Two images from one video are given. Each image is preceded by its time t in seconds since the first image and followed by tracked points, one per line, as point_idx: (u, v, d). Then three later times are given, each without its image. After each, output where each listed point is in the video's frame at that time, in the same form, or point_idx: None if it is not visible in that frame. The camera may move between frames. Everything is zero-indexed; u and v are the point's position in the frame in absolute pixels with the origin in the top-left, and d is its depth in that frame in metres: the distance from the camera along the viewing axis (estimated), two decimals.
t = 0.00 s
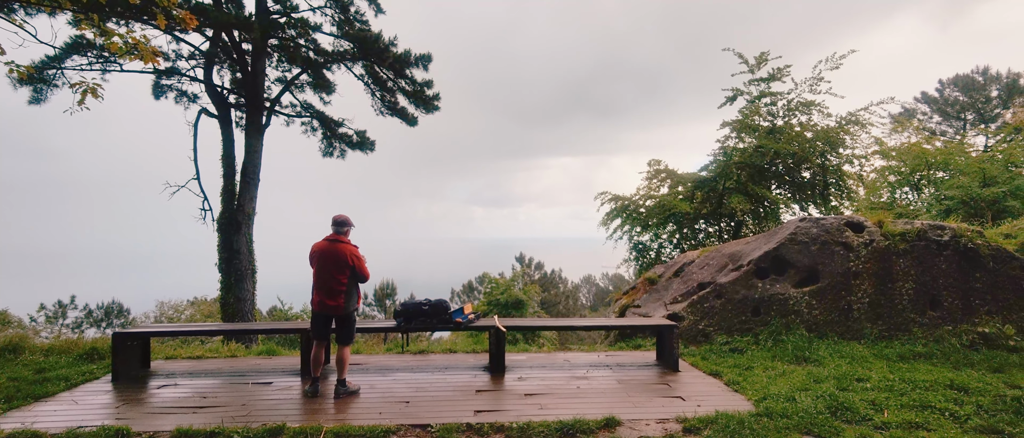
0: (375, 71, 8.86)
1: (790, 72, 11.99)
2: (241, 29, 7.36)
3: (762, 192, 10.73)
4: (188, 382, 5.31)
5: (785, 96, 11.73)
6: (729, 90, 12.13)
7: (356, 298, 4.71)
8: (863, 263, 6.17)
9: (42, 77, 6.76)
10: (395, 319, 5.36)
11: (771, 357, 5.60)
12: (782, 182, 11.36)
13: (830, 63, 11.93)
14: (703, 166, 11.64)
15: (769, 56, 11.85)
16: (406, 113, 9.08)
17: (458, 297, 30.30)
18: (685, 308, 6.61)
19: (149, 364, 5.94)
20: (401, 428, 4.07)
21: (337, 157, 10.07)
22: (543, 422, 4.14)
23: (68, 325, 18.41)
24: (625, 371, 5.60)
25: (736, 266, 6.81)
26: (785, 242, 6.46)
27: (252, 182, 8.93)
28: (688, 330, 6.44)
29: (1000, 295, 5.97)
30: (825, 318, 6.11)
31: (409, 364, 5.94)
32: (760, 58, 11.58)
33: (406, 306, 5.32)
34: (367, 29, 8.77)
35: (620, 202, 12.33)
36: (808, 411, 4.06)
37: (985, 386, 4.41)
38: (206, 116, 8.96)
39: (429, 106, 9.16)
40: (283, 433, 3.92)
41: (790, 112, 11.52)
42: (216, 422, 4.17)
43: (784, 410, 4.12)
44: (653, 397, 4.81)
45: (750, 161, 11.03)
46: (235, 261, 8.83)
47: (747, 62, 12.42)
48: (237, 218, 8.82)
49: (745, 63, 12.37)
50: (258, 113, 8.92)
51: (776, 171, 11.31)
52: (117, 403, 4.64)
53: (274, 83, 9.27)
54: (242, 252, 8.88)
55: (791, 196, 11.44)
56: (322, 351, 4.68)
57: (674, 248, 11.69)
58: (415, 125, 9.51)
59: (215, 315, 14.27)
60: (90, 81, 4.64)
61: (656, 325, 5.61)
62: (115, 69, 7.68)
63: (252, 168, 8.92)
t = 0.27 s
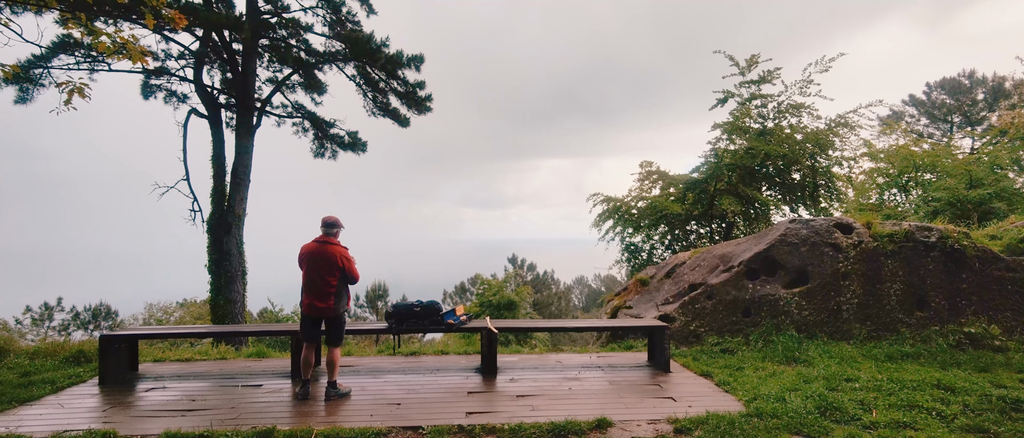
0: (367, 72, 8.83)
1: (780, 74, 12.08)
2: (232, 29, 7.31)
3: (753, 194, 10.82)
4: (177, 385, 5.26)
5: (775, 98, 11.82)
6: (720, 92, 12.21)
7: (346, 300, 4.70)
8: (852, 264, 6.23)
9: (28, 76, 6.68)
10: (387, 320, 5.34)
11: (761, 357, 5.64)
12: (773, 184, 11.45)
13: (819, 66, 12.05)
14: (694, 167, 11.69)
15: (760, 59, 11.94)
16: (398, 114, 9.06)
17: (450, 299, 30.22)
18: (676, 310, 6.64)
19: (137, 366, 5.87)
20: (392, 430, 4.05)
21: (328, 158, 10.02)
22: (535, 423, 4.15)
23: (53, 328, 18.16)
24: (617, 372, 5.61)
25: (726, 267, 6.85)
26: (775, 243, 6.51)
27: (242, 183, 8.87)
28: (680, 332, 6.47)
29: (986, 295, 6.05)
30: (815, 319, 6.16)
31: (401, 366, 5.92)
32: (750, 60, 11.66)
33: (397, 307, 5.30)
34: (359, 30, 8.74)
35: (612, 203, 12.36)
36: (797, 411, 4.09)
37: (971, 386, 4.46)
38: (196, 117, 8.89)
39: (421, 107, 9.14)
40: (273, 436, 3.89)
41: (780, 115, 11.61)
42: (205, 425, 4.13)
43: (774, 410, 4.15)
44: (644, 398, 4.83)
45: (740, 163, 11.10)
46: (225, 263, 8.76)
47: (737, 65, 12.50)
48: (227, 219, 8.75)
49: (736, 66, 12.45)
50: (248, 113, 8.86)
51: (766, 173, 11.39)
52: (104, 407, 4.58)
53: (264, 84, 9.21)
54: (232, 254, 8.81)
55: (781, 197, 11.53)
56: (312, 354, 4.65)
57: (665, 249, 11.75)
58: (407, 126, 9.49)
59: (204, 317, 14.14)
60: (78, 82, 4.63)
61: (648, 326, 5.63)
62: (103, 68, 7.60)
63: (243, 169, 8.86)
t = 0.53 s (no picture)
0: (359, 73, 8.80)
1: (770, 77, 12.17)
2: (222, 30, 7.26)
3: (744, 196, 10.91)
4: (165, 388, 5.21)
5: (766, 100, 11.91)
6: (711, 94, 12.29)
7: (337, 302, 4.68)
8: (841, 265, 6.28)
9: (14, 75, 6.59)
10: (378, 322, 5.32)
11: (751, 358, 5.68)
12: (763, 185, 11.53)
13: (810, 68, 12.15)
14: (686, 169, 11.74)
15: (751, 61, 12.02)
16: (390, 115, 9.03)
17: (443, 300, 30.14)
18: (668, 311, 6.67)
19: (125, 369, 5.80)
20: (383, 432, 4.03)
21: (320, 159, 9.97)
22: (526, 425, 4.14)
23: (40, 331, 17.92)
24: (609, 373, 5.63)
25: (717, 268, 6.89)
26: (765, 245, 6.56)
27: (232, 184, 8.80)
28: (671, 333, 6.50)
29: (973, 296, 6.12)
30: (805, 319, 6.21)
31: (392, 368, 5.90)
32: (741, 63, 11.75)
33: (389, 309, 5.28)
34: (351, 30, 8.71)
35: (605, 205, 12.40)
36: (787, 412, 4.12)
37: (957, 385, 4.52)
38: (186, 117, 8.82)
39: (413, 108, 9.12)
40: None
41: (771, 117, 11.70)
42: (194, 428, 4.09)
43: (764, 411, 4.17)
44: (636, 399, 4.84)
45: (731, 165, 11.17)
46: (215, 264, 8.69)
47: (729, 67, 12.58)
48: (217, 220, 8.68)
49: (727, 68, 12.53)
50: (239, 114, 8.80)
51: (757, 174, 11.47)
52: (91, 410, 4.53)
53: (255, 84, 9.16)
54: (222, 255, 8.74)
55: (772, 199, 11.62)
56: (303, 356, 4.62)
57: (657, 251, 11.80)
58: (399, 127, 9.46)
59: (194, 319, 14.02)
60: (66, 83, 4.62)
61: (639, 328, 5.64)
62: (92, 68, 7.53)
63: (233, 170, 8.80)
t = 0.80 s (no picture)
0: (351, 73, 8.77)
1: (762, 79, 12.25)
2: (213, 30, 7.22)
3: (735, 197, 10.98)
4: (154, 391, 5.15)
5: (757, 103, 11.99)
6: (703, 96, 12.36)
7: (329, 303, 4.65)
8: (831, 266, 6.34)
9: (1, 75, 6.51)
10: (370, 324, 5.30)
11: (742, 359, 5.71)
12: (755, 187, 11.61)
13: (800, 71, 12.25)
14: (678, 171, 11.80)
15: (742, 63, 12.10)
16: (382, 116, 9.01)
17: (435, 302, 30.06)
18: (660, 312, 6.70)
19: (113, 372, 5.74)
20: (375, 435, 4.01)
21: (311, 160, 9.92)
22: (519, 427, 4.14)
23: (26, 334, 17.68)
24: (601, 375, 5.64)
25: (709, 269, 6.93)
26: (756, 246, 6.60)
27: (223, 185, 8.74)
28: (663, 334, 6.53)
29: (960, 297, 6.19)
30: (795, 320, 6.25)
31: (384, 370, 5.88)
32: (733, 65, 11.82)
33: (381, 310, 5.26)
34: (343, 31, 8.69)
35: (597, 206, 12.43)
36: (778, 412, 4.15)
37: (945, 385, 4.57)
38: (176, 118, 8.75)
39: (406, 109, 9.11)
40: None
41: (762, 119, 11.78)
42: (183, 431, 4.06)
43: (755, 411, 4.20)
44: (628, 400, 4.85)
45: (723, 167, 11.23)
46: (205, 266, 8.62)
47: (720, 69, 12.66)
48: (208, 221, 8.61)
49: (719, 70, 12.61)
50: (230, 114, 8.74)
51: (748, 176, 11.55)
52: (78, 414, 4.48)
53: (246, 85, 9.10)
54: (213, 257, 8.67)
55: (763, 200, 11.70)
56: (294, 357, 4.59)
57: (650, 252, 11.84)
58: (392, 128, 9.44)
59: (184, 321, 13.89)
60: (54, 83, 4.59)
61: (631, 329, 5.66)
62: (80, 68, 7.45)
63: (224, 170, 8.73)
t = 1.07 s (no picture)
0: (344, 75, 8.75)
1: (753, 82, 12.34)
2: (204, 30, 7.18)
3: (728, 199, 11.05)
4: (144, 394, 5.10)
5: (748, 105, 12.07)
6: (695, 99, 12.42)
7: (321, 305, 4.63)
8: (822, 268, 6.39)
9: None
10: (363, 325, 5.28)
11: (735, 360, 5.74)
12: (746, 189, 11.68)
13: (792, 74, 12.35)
14: (670, 173, 11.87)
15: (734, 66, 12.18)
16: (376, 118, 8.99)
17: (429, 304, 30.01)
18: (653, 313, 6.72)
19: (102, 375, 5.68)
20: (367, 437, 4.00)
21: (304, 161, 9.87)
22: (512, 428, 4.14)
23: (14, 337, 17.49)
24: (594, 376, 5.65)
25: (701, 271, 6.96)
26: (748, 247, 6.65)
27: (214, 186, 8.68)
28: (656, 335, 6.56)
29: (949, 298, 6.25)
30: (787, 321, 6.29)
31: (377, 372, 5.85)
32: (725, 68, 11.90)
33: (374, 312, 5.25)
34: (336, 32, 8.67)
35: (590, 208, 12.49)
36: (770, 413, 4.17)
37: (934, 385, 4.62)
38: (167, 118, 8.69)
39: (399, 111, 9.09)
40: None
41: (754, 122, 11.86)
42: (173, 435, 4.02)
43: (747, 412, 4.21)
44: (621, 401, 4.86)
45: (715, 169, 11.29)
46: (196, 268, 8.55)
47: (712, 72, 12.74)
48: (199, 223, 8.55)
49: (711, 73, 12.68)
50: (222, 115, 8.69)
51: (740, 178, 11.62)
52: (66, 417, 4.42)
53: (238, 85, 9.05)
54: (204, 259, 8.61)
55: (755, 202, 11.77)
56: (286, 359, 4.57)
57: (642, 254, 11.88)
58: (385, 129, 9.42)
59: (175, 324, 13.77)
60: (41, 83, 4.58)
61: (624, 330, 5.68)
62: (70, 68, 7.38)
63: (216, 171, 8.68)
